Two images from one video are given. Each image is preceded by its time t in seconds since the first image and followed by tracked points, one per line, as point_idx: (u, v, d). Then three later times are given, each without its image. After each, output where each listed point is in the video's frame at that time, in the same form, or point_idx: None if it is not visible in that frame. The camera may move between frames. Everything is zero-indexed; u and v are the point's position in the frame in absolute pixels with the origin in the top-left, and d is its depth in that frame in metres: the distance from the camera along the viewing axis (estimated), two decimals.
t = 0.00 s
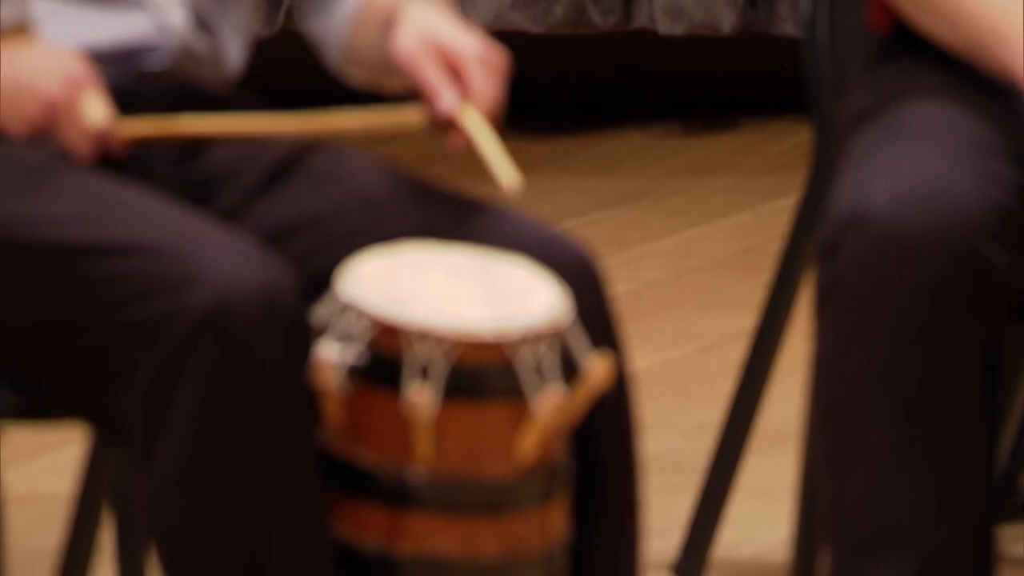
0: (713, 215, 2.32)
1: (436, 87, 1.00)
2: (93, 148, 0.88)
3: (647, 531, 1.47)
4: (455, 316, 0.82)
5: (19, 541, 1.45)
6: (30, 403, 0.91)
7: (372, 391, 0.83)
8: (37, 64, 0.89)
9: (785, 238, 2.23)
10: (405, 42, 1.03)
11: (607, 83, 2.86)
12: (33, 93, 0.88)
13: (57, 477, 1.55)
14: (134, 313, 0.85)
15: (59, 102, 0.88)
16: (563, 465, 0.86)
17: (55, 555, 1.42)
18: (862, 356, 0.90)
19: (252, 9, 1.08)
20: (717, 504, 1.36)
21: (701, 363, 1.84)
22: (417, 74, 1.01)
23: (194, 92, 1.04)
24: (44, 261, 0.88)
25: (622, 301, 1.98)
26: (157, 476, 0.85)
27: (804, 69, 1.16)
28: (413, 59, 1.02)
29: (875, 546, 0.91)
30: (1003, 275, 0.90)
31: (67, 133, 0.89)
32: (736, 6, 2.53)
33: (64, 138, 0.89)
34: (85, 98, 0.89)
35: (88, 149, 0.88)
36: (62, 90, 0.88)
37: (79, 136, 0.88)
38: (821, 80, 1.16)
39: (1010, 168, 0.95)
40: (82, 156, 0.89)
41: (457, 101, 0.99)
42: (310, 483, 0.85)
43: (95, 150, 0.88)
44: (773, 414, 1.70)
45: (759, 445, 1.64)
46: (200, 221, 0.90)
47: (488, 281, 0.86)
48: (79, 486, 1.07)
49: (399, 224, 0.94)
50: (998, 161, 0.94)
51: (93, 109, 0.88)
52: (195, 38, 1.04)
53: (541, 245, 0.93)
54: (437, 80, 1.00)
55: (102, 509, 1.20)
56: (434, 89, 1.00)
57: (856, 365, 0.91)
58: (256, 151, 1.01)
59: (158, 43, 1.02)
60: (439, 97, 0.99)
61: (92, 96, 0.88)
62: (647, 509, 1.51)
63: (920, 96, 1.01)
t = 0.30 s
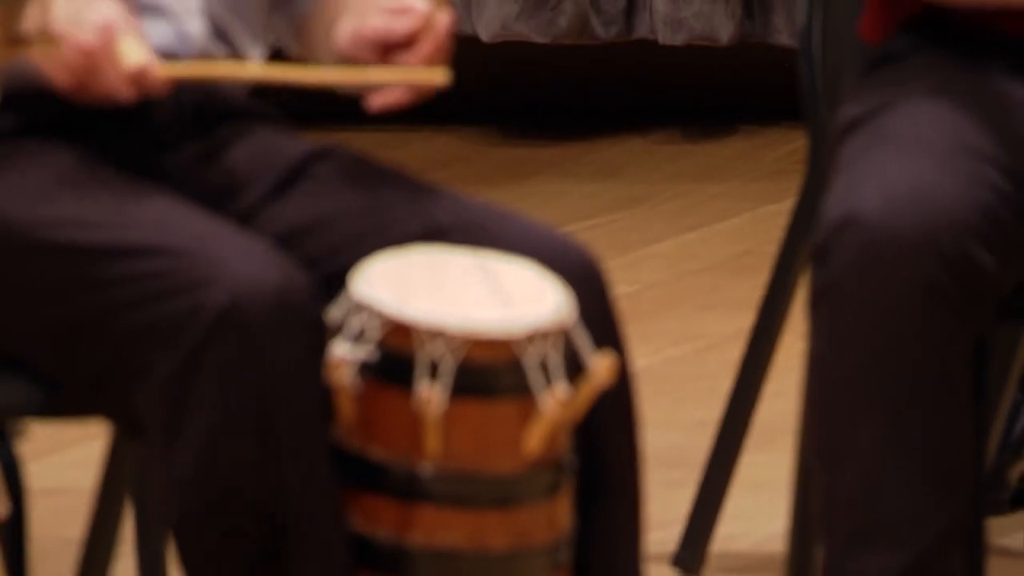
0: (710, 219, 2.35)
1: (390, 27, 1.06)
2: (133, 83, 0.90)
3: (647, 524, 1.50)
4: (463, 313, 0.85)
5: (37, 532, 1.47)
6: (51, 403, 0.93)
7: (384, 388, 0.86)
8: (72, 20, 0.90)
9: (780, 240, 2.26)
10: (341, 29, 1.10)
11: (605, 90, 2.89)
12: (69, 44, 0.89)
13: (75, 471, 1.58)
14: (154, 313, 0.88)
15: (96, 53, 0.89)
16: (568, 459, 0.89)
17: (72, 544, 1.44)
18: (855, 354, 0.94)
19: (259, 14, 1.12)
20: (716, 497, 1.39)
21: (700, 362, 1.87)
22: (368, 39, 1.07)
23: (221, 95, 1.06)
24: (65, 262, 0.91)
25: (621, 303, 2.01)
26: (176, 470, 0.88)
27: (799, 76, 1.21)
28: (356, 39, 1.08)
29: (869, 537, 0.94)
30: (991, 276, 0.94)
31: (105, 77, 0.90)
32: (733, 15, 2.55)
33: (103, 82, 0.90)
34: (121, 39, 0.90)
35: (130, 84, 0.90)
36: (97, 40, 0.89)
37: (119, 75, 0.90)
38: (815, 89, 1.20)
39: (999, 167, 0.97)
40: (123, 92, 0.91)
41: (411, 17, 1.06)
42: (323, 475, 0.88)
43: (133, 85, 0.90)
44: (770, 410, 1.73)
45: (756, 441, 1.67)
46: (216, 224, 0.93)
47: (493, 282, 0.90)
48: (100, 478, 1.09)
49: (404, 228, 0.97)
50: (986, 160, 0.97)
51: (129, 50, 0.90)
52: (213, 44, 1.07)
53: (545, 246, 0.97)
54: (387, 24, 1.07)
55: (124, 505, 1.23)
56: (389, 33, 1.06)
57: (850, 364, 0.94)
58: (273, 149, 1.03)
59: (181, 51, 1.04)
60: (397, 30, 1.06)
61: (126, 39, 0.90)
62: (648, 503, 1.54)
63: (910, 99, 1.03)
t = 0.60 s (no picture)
0: (718, 222, 2.38)
1: (411, 78, 1.06)
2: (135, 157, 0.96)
3: (658, 516, 1.54)
4: (482, 314, 0.88)
5: (72, 524, 1.51)
6: (85, 398, 0.97)
7: (405, 387, 0.90)
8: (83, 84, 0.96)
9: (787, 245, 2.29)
10: (366, 44, 1.10)
11: (615, 92, 2.92)
12: (81, 107, 0.95)
13: (105, 465, 1.61)
14: (185, 312, 0.92)
15: (105, 118, 0.95)
16: (582, 456, 0.93)
17: (103, 535, 1.48)
18: (860, 355, 0.97)
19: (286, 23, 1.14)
20: (725, 492, 1.42)
21: (710, 361, 1.90)
22: (388, 71, 1.08)
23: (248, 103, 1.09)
24: (99, 263, 0.94)
25: (632, 303, 2.05)
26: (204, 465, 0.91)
27: (806, 83, 1.24)
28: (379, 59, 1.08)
29: (869, 532, 0.97)
30: (990, 277, 0.97)
31: (111, 140, 0.96)
32: (744, 25, 2.54)
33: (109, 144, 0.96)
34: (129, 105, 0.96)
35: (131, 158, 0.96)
36: (105, 107, 0.95)
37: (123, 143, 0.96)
38: (821, 98, 1.23)
39: (999, 173, 1.01)
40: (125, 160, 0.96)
41: (430, 83, 1.05)
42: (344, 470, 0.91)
43: (135, 158, 0.96)
44: (778, 407, 1.77)
45: (765, 437, 1.70)
46: (244, 227, 0.96)
47: (510, 284, 0.93)
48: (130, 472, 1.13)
49: (425, 233, 0.99)
50: (987, 167, 1.00)
51: (136, 135, 0.94)
52: (239, 53, 1.09)
53: (560, 248, 1.00)
54: (408, 72, 1.06)
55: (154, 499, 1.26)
56: (409, 81, 1.06)
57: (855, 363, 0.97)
58: (298, 154, 1.06)
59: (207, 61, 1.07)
60: (415, 86, 1.06)
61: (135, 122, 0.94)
62: (659, 495, 1.58)
63: (912, 109, 1.07)
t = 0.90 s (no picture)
0: (718, 226, 2.42)
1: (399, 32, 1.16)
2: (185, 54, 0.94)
3: (660, 508, 1.57)
4: (491, 316, 0.91)
5: (93, 517, 1.54)
6: (106, 398, 1.00)
7: (417, 385, 0.93)
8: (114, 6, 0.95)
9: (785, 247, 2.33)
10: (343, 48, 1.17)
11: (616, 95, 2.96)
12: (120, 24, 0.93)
13: (125, 461, 1.65)
14: (205, 312, 0.95)
15: (149, 21, 0.93)
16: (587, 451, 0.96)
17: (121, 527, 1.51)
18: (856, 354, 1.00)
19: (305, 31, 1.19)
20: (726, 486, 1.46)
21: (710, 360, 1.94)
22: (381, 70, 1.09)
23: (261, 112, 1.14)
24: (122, 265, 0.98)
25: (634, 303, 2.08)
26: (221, 461, 0.95)
27: (804, 90, 1.27)
28: (368, 64, 1.09)
29: (862, 525, 0.99)
30: (980, 279, 1.00)
31: (160, 45, 0.94)
32: (743, 36, 2.58)
33: (159, 51, 0.93)
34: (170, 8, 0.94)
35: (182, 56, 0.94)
36: (148, 12, 0.94)
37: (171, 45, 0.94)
38: (818, 103, 1.26)
39: (987, 177, 1.04)
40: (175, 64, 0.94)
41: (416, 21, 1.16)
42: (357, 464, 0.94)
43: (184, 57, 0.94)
44: (776, 404, 1.80)
45: (763, 432, 1.74)
46: (261, 232, 1.01)
47: (519, 285, 0.97)
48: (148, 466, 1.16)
49: (431, 238, 1.05)
50: (976, 172, 1.04)
51: (178, 13, 0.94)
52: (257, 63, 1.14)
53: (569, 251, 1.03)
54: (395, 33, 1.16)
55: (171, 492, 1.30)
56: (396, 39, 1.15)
57: (851, 364, 1.00)
58: (311, 163, 1.12)
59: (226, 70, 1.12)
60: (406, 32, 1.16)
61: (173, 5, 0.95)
62: (660, 487, 1.61)
63: (902, 117, 1.11)
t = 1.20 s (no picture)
0: (724, 228, 2.46)
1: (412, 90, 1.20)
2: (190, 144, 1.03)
3: (668, 501, 1.60)
4: (505, 316, 0.95)
5: (120, 510, 1.58)
6: (134, 396, 1.04)
7: (433, 382, 0.96)
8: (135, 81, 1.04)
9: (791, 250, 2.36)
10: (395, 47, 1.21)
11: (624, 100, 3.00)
12: (136, 106, 1.04)
13: (153, 455, 1.69)
14: (230, 313, 0.99)
15: (158, 111, 1.03)
16: (597, 446, 1.00)
17: (148, 520, 1.55)
18: (857, 351, 1.03)
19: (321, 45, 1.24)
20: (731, 479, 1.49)
21: (717, 358, 1.97)
22: (417, 69, 1.19)
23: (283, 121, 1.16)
24: (149, 266, 1.02)
25: (643, 303, 2.12)
26: (244, 456, 0.98)
27: (807, 98, 1.31)
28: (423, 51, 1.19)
29: (861, 515, 1.03)
30: (977, 279, 1.04)
31: (167, 133, 1.04)
32: (747, 46, 2.67)
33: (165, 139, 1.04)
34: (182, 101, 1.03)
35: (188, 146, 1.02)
36: (156, 102, 1.03)
37: (179, 134, 1.03)
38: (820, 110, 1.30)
39: (984, 181, 1.08)
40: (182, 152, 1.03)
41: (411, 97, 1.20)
42: (374, 457, 0.98)
43: (191, 147, 1.03)
44: (780, 401, 1.84)
45: (767, 427, 1.78)
46: (284, 235, 1.04)
47: (532, 287, 1.00)
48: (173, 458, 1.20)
49: (449, 240, 1.08)
50: (973, 177, 1.08)
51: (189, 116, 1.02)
52: (279, 74, 1.17)
53: (580, 256, 1.07)
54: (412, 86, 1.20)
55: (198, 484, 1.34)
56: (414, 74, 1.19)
57: (852, 362, 1.04)
58: (331, 169, 1.16)
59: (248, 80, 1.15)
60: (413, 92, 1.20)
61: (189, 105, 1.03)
62: (668, 480, 1.65)
63: (900, 125, 1.14)
